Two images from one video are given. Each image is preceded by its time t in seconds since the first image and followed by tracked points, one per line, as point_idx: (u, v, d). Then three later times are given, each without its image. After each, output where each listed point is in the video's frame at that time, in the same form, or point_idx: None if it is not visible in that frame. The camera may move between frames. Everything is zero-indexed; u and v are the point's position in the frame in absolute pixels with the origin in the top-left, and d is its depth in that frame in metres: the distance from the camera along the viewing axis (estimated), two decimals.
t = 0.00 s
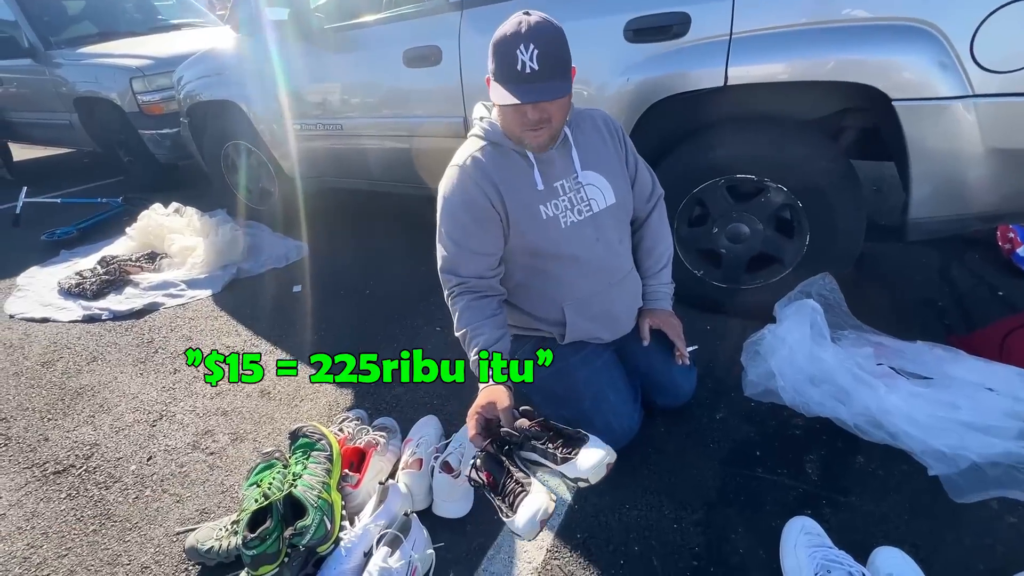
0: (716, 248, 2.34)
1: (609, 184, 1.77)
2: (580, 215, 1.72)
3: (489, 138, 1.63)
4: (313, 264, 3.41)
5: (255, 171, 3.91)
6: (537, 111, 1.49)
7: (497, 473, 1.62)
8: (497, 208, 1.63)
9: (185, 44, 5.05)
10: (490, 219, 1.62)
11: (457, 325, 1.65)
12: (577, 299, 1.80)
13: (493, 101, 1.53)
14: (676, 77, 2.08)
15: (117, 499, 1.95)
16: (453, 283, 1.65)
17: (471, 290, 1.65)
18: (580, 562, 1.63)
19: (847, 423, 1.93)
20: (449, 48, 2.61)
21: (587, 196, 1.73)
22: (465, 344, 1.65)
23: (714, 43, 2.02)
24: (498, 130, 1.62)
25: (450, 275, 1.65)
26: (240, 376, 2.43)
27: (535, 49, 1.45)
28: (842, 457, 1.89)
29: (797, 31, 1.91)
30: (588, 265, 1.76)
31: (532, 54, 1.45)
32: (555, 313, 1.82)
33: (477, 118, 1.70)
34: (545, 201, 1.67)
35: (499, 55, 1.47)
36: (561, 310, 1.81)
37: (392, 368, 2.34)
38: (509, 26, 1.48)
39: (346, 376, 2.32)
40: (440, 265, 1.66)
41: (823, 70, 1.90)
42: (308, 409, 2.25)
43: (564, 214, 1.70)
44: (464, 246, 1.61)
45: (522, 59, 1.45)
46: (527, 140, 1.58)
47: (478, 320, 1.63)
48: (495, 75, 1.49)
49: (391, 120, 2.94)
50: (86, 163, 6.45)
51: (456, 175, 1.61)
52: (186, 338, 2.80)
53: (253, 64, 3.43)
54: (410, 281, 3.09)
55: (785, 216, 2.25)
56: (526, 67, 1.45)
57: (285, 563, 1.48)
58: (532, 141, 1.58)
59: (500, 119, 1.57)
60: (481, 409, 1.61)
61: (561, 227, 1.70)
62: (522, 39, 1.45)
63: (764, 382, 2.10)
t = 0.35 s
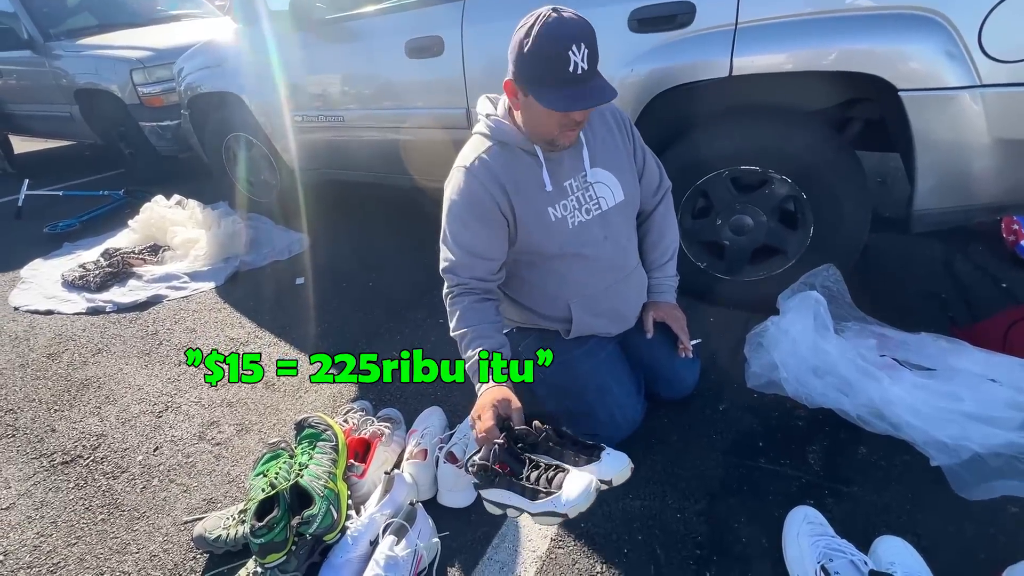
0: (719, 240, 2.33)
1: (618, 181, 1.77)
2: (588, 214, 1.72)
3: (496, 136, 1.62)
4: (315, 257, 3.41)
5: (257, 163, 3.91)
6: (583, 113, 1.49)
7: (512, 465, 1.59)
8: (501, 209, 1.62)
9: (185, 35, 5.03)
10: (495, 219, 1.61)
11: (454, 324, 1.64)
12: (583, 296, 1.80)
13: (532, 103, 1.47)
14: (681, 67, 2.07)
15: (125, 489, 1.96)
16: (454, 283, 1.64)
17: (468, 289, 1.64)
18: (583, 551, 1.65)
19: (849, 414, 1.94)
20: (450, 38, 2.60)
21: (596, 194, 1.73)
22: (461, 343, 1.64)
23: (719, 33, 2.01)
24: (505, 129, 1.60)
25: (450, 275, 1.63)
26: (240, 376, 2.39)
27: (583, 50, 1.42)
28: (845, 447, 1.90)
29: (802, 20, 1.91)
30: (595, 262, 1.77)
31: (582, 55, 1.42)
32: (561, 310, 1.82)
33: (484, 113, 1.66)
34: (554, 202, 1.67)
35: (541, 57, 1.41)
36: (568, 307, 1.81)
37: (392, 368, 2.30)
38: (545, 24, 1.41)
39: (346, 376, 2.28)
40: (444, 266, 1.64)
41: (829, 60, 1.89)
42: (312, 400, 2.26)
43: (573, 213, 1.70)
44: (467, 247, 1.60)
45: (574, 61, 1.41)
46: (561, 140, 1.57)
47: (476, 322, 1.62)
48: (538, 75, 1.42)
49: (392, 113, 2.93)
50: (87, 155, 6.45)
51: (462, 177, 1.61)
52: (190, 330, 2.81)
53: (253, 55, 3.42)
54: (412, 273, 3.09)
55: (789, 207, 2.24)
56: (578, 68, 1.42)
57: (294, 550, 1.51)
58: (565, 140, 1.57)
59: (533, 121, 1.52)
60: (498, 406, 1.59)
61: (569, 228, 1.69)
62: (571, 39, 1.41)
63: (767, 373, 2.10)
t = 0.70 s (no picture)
0: (712, 234, 2.35)
1: (621, 186, 1.77)
2: (592, 222, 1.73)
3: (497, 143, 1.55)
4: (308, 255, 3.39)
5: (248, 161, 3.89)
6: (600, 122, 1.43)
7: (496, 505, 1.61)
8: (506, 218, 1.56)
9: (173, 32, 4.98)
10: (501, 229, 1.56)
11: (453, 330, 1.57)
12: (584, 300, 1.81)
13: (547, 111, 1.39)
14: (673, 62, 2.07)
15: (118, 491, 1.95)
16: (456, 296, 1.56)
17: (470, 301, 1.56)
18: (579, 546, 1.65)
19: (841, 406, 1.95)
20: (442, 34, 2.59)
21: (599, 202, 1.73)
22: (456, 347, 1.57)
23: (712, 27, 2.01)
24: (510, 134, 1.54)
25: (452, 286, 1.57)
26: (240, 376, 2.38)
27: (603, 56, 1.35)
28: (837, 439, 1.91)
29: (793, 14, 1.91)
30: (595, 267, 1.78)
31: (602, 61, 1.35)
32: (560, 313, 1.82)
33: (484, 116, 1.59)
34: (559, 212, 1.66)
35: (559, 64, 1.32)
36: (567, 310, 1.81)
37: (391, 369, 2.30)
38: (562, 27, 1.32)
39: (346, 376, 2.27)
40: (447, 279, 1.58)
41: (820, 54, 1.90)
42: (307, 399, 2.26)
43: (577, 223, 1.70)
44: (472, 258, 1.53)
45: (594, 67, 1.34)
46: (572, 146, 1.51)
47: (479, 332, 1.56)
48: (557, 83, 1.34)
49: (385, 109, 2.92)
50: (76, 154, 6.39)
51: (467, 187, 1.53)
52: (183, 330, 2.79)
53: (242, 52, 3.39)
54: (405, 270, 3.08)
55: (782, 201, 2.25)
56: (598, 75, 1.35)
57: (288, 550, 1.49)
58: (576, 146, 1.51)
59: (545, 129, 1.45)
60: (487, 453, 1.59)
61: (573, 237, 1.70)
62: (591, 43, 1.33)
63: (760, 366, 2.12)
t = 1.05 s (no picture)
0: (697, 229, 2.38)
1: (607, 187, 1.78)
2: (578, 224, 1.74)
3: (481, 146, 1.56)
4: (294, 258, 3.38)
5: (230, 164, 3.85)
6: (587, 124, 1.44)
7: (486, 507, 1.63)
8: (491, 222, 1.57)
9: (151, 34, 4.91)
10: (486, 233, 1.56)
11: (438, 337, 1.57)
12: (572, 301, 1.82)
13: (535, 113, 1.39)
14: (655, 59, 2.09)
15: (105, 501, 1.93)
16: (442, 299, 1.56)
17: (455, 304, 1.56)
18: (571, 541, 1.67)
19: (827, 395, 1.99)
20: (425, 34, 2.59)
21: (585, 204, 1.74)
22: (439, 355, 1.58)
23: (693, 24, 2.03)
24: (495, 137, 1.54)
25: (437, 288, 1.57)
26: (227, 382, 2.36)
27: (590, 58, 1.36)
28: (823, 427, 1.95)
29: (772, 11, 1.94)
30: (582, 268, 1.79)
31: (589, 64, 1.36)
32: (548, 313, 1.83)
33: (469, 118, 1.59)
34: (545, 215, 1.66)
35: (546, 67, 1.32)
36: (556, 311, 1.82)
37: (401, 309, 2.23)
38: (549, 30, 1.33)
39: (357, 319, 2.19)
40: (432, 283, 1.58)
41: (798, 50, 1.92)
42: (297, 403, 2.25)
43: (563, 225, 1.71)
44: (457, 263, 1.53)
45: (581, 69, 1.35)
46: (560, 149, 1.52)
47: (465, 337, 1.56)
48: (544, 85, 1.34)
49: (368, 110, 2.91)
50: (52, 160, 6.28)
51: (451, 191, 1.53)
52: (168, 336, 2.76)
53: (223, 53, 3.36)
54: (392, 271, 3.08)
55: (764, 195, 2.28)
56: (585, 77, 1.36)
57: (281, 555, 1.49)
58: (564, 148, 1.52)
59: (533, 132, 1.46)
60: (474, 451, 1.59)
61: (559, 240, 1.71)
62: (578, 46, 1.34)
63: (747, 358, 2.14)
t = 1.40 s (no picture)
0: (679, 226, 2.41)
1: (597, 195, 1.79)
2: (567, 232, 1.75)
3: (471, 152, 1.56)
4: (275, 265, 3.35)
5: (207, 171, 3.81)
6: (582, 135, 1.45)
7: (478, 507, 1.65)
8: (478, 231, 1.57)
9: (122, 40, 4.83)
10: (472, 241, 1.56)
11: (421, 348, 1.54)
12: (560, 305, 1.83)
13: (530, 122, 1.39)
14: (632, 59, 2.11)
15: (86, 519, 1.90)
16: (429, 305, 1.55)
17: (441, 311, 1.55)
18: (563, 538, 1.68)
19: (808, 384, 2.03)
20: (403, 37, 2.59)
21: (575, 212, 1.75)
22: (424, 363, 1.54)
23: (669, 25, 2.06)
24: (486, 145, 1.55)
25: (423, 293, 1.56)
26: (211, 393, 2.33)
27: (586, 70, 1.38)
28: (805, 417, 1.99)
29: (744, 11, 1.97)
30: (570, 274, 1.81)
31: (585, 75, 1.38)
32: (534, 316, 1.84)
33: (461, 125, 1.59)
34: (534, 224, 1.67)
35: (543, 77, 1.33)
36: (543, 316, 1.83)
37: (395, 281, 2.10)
38: (546, 40, 1.33)
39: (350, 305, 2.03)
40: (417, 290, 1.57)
41: (771, 48, 1.96)
42: (283, 411, 2.23)
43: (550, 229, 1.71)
44: (442, 271, 1.53)
45: (578, 81, 1.36)
46: (553, 159, 1.52)
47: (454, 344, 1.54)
48: (541, 95, 1.34)
49: (347, 114, 2.90)
50: (20, 171, 6.14)
51: (438, 197, 1.53)
52: (147, 348, 2.72)
53: (197, 60, 3.32)
54: (376, 276, 3.07)
55: (743, 192, 2.32)
56: (581, 88, 1.37)
57: (270, 567, 1.47)
58: (558, 158, 1.53)
59: (526, 141, 1.46)
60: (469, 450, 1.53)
61: (548, 248, 1.72)
62: (574, 58, 1.35)
63: (731, 352, 2.18)
